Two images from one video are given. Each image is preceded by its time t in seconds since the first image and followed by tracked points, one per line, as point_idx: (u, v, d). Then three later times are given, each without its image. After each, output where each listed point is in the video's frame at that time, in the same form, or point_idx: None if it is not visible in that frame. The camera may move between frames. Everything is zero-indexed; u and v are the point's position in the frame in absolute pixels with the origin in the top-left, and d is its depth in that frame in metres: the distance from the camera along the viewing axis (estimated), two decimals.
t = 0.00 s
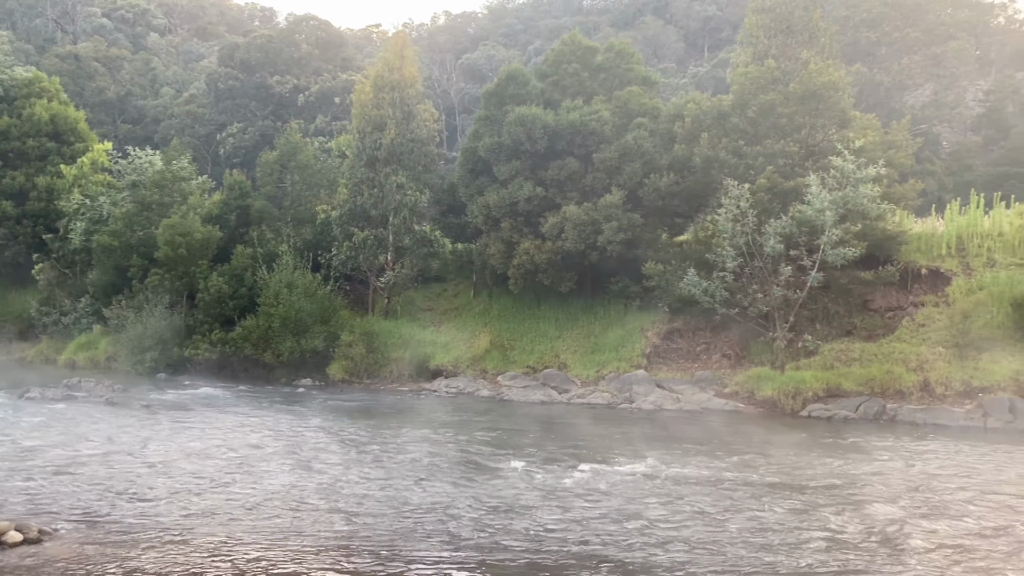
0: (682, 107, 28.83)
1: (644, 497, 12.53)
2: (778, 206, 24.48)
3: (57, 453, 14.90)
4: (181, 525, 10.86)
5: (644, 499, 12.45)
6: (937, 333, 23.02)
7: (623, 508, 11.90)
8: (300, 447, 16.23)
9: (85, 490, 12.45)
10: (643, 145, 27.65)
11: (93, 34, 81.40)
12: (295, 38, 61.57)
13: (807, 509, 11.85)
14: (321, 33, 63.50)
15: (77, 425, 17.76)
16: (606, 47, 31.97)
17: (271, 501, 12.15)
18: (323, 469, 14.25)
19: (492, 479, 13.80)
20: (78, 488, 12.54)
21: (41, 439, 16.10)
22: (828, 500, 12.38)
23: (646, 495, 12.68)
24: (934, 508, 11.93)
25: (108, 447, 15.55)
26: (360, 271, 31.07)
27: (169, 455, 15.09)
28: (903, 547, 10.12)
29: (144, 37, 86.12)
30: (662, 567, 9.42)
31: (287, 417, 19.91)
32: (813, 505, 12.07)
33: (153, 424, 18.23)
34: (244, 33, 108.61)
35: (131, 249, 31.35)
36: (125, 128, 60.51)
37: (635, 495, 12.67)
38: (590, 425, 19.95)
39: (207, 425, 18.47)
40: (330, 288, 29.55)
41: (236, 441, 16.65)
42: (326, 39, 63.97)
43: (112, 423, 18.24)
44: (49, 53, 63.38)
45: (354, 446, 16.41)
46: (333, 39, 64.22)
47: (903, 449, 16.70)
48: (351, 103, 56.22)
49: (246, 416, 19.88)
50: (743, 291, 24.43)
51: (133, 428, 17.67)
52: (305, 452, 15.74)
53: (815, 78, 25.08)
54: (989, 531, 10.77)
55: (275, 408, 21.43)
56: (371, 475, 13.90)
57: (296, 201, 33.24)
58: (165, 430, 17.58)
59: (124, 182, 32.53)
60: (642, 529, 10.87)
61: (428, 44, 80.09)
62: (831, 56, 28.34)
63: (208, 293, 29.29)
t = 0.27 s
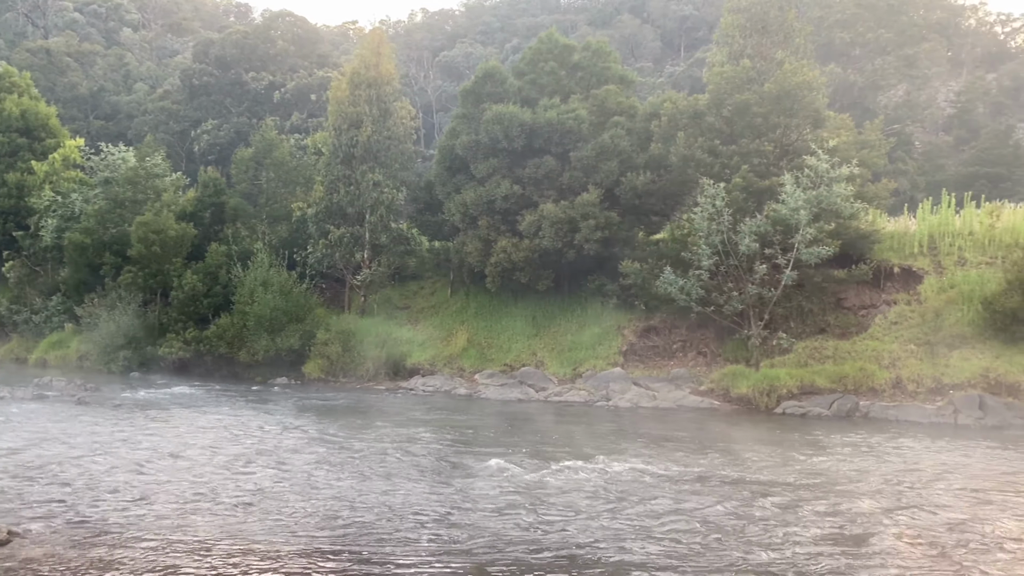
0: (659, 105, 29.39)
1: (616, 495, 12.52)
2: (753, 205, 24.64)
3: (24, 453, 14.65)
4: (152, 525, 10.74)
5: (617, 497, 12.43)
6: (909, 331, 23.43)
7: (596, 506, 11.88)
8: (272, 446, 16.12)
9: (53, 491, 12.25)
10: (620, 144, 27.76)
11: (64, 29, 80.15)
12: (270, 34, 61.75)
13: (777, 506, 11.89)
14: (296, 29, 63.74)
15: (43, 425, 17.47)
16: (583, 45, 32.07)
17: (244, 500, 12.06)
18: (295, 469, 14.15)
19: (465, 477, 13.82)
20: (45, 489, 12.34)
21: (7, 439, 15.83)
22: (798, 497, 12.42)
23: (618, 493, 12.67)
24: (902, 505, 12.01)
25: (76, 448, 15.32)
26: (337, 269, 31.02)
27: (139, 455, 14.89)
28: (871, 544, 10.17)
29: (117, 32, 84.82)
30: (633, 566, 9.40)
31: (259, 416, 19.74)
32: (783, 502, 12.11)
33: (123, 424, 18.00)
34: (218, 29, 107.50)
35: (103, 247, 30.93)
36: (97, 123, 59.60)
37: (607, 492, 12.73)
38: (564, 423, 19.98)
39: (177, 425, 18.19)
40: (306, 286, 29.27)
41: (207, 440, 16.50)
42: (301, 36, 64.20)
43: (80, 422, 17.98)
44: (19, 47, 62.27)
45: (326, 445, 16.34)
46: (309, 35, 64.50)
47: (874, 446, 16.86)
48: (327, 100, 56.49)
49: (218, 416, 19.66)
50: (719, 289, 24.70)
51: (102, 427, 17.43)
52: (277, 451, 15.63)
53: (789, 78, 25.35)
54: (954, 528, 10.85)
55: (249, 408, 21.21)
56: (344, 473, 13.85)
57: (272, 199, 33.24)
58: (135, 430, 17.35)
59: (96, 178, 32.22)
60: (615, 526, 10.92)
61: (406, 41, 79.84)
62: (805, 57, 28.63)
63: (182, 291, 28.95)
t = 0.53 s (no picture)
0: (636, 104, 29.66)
1: (590, 491, 12.56)
2: (729, 203, 24.76)
3: None
4: (123, 526, 10.60)
5: (589, 494, 12.45)
6: (882, 329, 23.75)
7: (570, 504, 11.90)
8: (245, 444, 16.00)
9: (21, 491, 12.05)
10: (597, 142, 27.86)
11: (35, 22, 78.95)
12: (247, 30, 61.90)
13: (749, 502, 11.96)
14: (273, 25, 63.62)
15: (10, 425, 17.18)
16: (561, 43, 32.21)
17: (217, 499, 11.95)
18: (268, 467, 14.04)
19: (439, 474, 13.81)
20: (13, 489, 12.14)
21: None
22: (769, 493, 12.52)
23: (592, 490, 12.69)
24: (872, 500, 12.13)
25: (44, 447, 15.08)
26: (313, 266, 30.76)
27: (109, 454, 14.67)
28: (841, 540, 10.25)
29: (90, 26, 83.65)
30: (603, 563, 9.43)
31: (232, 415, 19.53)
32: (755, 499, 12.19)
33: (92, 423, 17.75)
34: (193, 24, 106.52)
35: (76, 244, 30.57)
36: (70, 119, 58.74)
37: (580, 489, 12.75)
38: (540, 420, 20.01)
39: (148, 424, 17.92)
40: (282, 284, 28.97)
41: (179, 439, 16.33)
42: (279, 31, 63.98)
43: (49, 421, 17.72)
44: None
45: (300, 443, 16.25)
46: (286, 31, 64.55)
47: (844, 442, 17.06)
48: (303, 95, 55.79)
49: (190, 414, 19.44)
50: (694, 287, 24.92)
51: (71, 427, 17.18)
52: (250, 450, 15.50)
53: (765, 78, 25.58)
54: (923, 523, 10.96)
55: (222, 406, 20.99)
56: (318, 472, 13.78)
57: (248, 196, 33.05)
58: (104, 429, 17.10)
59: (69, 174, 32.22)
60: (589, 523, 10.94)
61: (384, 38, 79.62)
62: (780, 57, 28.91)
63: (156, 289, 28.76)
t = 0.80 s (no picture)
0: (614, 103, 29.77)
1: (561, 489, 12.58)
2: (705, 201, 24.88)
3: None
4: (92, 524, 10.50)
5: (563, 490, 12.54)
6: (856, 326, 24.01)
7: (543, 500, 11.94)
8: (218, 442, 15.91)
9: None
10: (575, 140, 27.97)
11: (5, 15, 77.71)
12: (223, 25, 60.73)
13: (719, 499, 12.00)
14: (249, 21, 62.78)
15: None
16: (539, 41, 32.24)
17: (190, 497, 11.86)
18: (241, 465, 13.96)
19: (413, 471, 13.83)
20: None
21: None
22: (740, 490, 12.58)
23: (563, 486, 12.74)
24: (840, 496, 12.23)
25: (12, 445, 14.89)
26: (289, 263, 30.65)
27: (79, 453, 14.50)
28: (808, 536, 10.31)
29: (63, 20, 82.56)
30: (572, 560, 9.43)
31: (205, 413, 19.42)
32: (727, 495, 12.27)
33: (62, 421, 17.56)
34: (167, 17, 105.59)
35: (48, 240, 30.10)
36: (42, 113, 57.96)
37: (553, 486, 12.79)
38: (514, 417, 20.08)
39: (119, 421, 17.81)
40: (258, 281, 28.86)
41: (151, 437, 16.19)
42: (255, 27, 63.00)
43: (18, 419, 17.52)
44: None
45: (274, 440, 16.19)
46: (262, 26, 63.35)
47: (815, 438, 17.20)
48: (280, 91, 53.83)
49: (163, 412, 19.29)
50: (671, 284, 25.14)
51: (41, 424, 16.99)
52: (223, 448, 15.38)
53: (741, 77, 25.69)
54: (889, 520, 11.04)
55: (196, 404, 20.82)
56: (291, 469, 13.73)
57: (223, 192, 32.45)
58: (74, 427, 16.91)
59: (41, 169, 32.20)
60: (562, 519, 10.98)
61: (361, 34, 79.34)
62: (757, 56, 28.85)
63: (130, 286, 28.58)
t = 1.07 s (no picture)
0: (592, 100, 29.86)
1: (534, 485, 12.60)
2: (683, 199, 25.01)
3: None
4: (62, 524, 10.36)
5: (537, 486, 12.59)
6: (830, 323, 24.29)
7: (518, 497, 11.95)
8: (191, 439, 15.78)
9: None
10: (553, 137, 28.11)
11: None
12: (198, 19, 59.62)
13: (692, 496, 12.04)
14: (226, 15, 61.50)
15: None
16: (516, 38, 32.45)
17: (162, 496, 11.73)
18: (214, 463, 13.83)
19: (388, 467, 13.82)
20: None
21: None
22: (712, 486, 12.65)
23: (537, 483, 12.76)
24: (811, 492, 12.33)
25: None
26: (265, 260, 30.45)
27: (48, 452, 14.28)
28: (778, 532, 10.39)
29: (35, 13, 81.44)
30: (547, 557, 9.45)
31: (179, 410, 19.29)
32: (700, 491, 12.33)
33: (32, 419, 17.31)
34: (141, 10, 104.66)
35: (19, 236, 29.69)
36: (13, 108, 57.09)
37: (527, 482, 12.81)
38: (490, 413, 20.13)
39: (91, 419, 17.63)
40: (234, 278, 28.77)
41: (123, 435, 16.01)
42: (231, 21, 61.83)
43: None
44: None
45: (248, 437, 16.11)
46: (239, 20, 62.16)
47: (787, 434, 17.35)
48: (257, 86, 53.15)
49: (135, 410, 19.06)
50: (648, 281, 25.42)
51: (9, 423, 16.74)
52: (196, 445, 15.24)
53: (717, 75, 25.78)
54: (858, 515, 11.16)
55: (169, 402, 20.57)
56: (265, 467, 13.64)
57: (199, 186, 32.03)
58: (43, 425, 16.67)
59: (12, 165, 31.96)
60: (536, 515, 11.00)
61: (338, 30, 78.98)
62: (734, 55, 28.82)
63: (103, 282, 28.37)
